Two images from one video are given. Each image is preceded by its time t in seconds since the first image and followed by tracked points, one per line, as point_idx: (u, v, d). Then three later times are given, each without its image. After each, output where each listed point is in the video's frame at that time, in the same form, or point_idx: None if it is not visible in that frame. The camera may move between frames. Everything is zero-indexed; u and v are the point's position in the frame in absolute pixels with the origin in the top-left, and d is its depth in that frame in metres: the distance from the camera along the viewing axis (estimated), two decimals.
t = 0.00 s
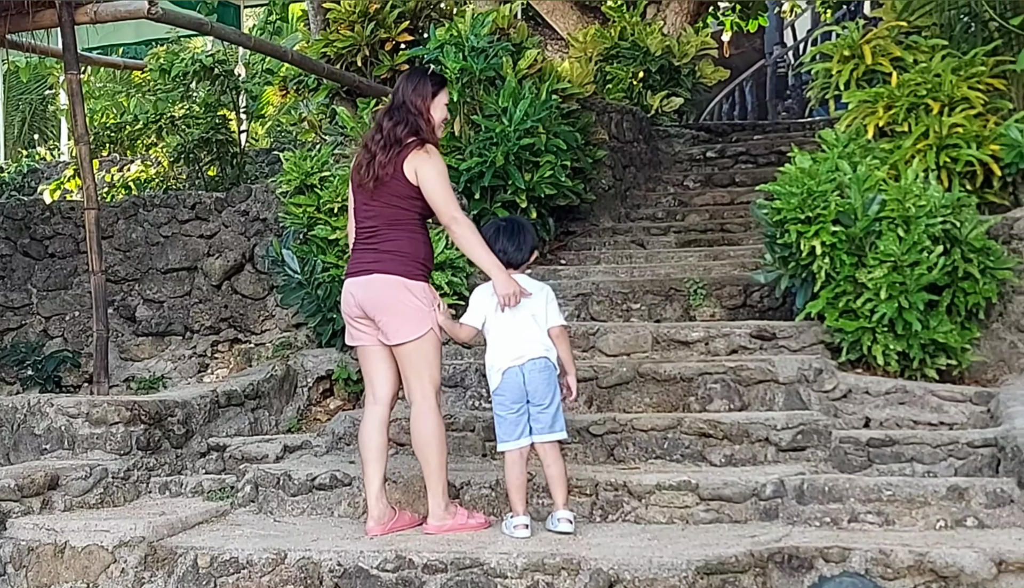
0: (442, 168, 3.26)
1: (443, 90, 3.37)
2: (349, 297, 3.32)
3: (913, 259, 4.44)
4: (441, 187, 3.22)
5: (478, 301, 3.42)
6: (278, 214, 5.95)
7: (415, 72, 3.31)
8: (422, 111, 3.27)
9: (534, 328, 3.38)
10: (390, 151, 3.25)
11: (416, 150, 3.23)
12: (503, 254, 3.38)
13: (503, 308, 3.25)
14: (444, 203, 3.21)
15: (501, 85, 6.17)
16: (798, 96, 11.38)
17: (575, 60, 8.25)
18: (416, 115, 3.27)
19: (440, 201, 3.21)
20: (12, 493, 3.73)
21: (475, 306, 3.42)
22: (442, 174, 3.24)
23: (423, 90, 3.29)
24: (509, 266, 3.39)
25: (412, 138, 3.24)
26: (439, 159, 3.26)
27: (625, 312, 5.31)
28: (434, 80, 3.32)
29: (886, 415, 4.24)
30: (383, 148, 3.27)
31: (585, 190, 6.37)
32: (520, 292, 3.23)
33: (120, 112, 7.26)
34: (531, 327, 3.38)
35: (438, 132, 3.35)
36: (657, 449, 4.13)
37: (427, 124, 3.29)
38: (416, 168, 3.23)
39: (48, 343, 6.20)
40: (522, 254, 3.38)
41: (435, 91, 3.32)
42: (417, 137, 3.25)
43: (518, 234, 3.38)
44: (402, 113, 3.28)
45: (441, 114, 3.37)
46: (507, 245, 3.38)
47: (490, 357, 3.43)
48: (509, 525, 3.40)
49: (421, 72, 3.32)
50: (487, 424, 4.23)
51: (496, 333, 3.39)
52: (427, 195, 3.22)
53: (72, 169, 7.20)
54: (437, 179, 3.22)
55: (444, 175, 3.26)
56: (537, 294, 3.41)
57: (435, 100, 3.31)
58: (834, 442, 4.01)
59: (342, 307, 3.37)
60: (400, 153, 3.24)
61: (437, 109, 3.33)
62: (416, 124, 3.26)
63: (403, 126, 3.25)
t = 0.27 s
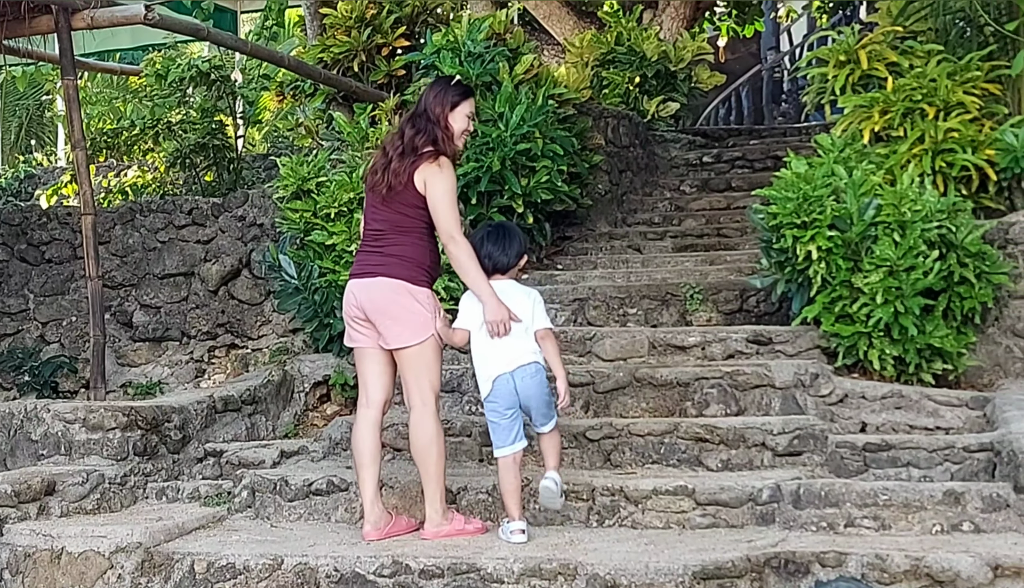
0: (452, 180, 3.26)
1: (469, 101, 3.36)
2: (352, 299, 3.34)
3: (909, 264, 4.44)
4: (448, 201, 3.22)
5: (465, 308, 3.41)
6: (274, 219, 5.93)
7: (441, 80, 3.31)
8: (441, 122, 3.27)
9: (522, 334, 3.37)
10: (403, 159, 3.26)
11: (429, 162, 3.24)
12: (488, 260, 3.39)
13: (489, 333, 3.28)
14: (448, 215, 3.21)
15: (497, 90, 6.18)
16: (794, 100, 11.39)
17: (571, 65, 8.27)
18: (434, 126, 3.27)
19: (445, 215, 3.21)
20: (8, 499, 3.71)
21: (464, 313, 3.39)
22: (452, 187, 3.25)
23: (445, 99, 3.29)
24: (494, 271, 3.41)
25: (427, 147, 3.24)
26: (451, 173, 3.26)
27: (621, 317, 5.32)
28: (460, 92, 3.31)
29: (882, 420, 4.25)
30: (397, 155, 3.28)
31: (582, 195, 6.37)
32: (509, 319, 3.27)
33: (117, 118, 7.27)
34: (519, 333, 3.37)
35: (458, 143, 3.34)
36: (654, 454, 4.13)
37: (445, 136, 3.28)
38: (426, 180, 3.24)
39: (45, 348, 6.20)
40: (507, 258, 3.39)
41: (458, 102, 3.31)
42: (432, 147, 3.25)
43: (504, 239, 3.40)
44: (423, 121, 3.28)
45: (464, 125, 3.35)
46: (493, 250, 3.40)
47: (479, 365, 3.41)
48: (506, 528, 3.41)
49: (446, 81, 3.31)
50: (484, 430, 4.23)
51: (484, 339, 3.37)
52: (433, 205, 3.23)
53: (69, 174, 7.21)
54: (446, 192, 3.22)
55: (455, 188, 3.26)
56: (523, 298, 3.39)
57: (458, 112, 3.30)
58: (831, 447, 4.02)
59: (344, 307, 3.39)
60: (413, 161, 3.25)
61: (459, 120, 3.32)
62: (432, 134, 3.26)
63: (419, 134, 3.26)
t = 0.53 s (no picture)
0: (451, 178, 3.27)
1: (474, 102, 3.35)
2: (350, 297, 3.34)
3: (902, 262, 4.46)
4: (446, 199, 3.22)
5: (461, 307, 3.39)
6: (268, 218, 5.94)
7: (445, 80, 3.32)
8: (443, 122, 3.28)
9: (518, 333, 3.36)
10: (404, 157, 3.27)
11: (428, 159, 3.25)
12: (482, 260, 3.39)
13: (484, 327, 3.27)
14: (446, 214, 3.22)
15: (491, 89, 6.19)
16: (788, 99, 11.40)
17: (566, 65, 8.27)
18: (435, 124, 3.27)
19: (442, 213, 3.22)
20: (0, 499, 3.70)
21: (460, 309, 3.38)
22: (450, 185, 3.24)
23: (449, 99, 3.29)
24: (489, 272, 3.41)
25: (428, 145, 3.26)
26: (450, 172, 3.26)
27: (615, 316, 5.32)
28: (463, 92, 3.31)
29: (875, 419, 4.26)
30: (398, 153, 3.29)
31: (576, 194, 6.38)
32: (503, 314, 3.26)
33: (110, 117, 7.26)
34: (513, 330, 3.35)
35: (459, 144, 3.34)
36: (648, 453, 4.14)
37: (446, 135, 3.29)
38: (425, 177, 3.25)
39: (38, 348, 6.19)
40: (500, 260, 3.39)
41: (462, 103, 3.31)
42: (433, 145, 3.26)
43: (498, 240, 3.40)
44: (424, 119, 3.29)
45: (467, 126, 3.35)
46: (486, 251, 3.40)
47: (474, 361, 3.37)
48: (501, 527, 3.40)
49: (450, 81, 3.32)
50: (478, 429, 4.23)
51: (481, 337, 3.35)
52: (432, 203, 3.23)
53: (62, 174, 7.20)
54: (444, 189, 3.22)
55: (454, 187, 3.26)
56: (523, 298, 3.39)
57: (461, 112, 3.30)
58: (824, 445, 4.02)
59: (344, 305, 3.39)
60: (413, 159, 3.26)
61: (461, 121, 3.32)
62: (433, 133, 3.27)
63: (421, 133, 3.27)
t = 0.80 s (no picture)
0: (448, 175, 3.28)
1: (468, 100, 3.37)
2: (347, 294, 3.34)
3: (895, 259, 4.46)
4: (443, 196, 3.23)
5: (460, 303, 3.39)
6: (260, 216, 5.93)
7: (443, 79, 3.34)
8: (440, 119, 3.29)
9: (517, 332, 3.38)
10: (401, 154, 3.27)
11: (426, 156, 3.25)
12: (478, 259, 3.40)
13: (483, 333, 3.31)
14: (444, 211, 3.22)
15: (484, 87, 6.19)
16: (781, 97, 11.42)
17: (559, 63, 8.27)
18: (432, 122, 3.29)
19: (440, 210, 3.22)
20: None
21: (460, 306, 3.38)
22: (447, 182, 3.25)
23: (447, 98, 3.31)
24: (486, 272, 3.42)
25: (425, 142, 3.26)
26: (448, 169, 3.27)
27: (608, 313, 5.33)
28: (459, 91, 3.34)
29: (868, 416, 4.26)
30: (395, 150, 3.29)
31: (569, 191, 6.38)
32: (503, 316, 3.30)
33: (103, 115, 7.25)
34: (513, 329, 3.37)
35: (455, 142, 3.35)
36: (641, 450, 4.14)
37: (443, 132, 3.30)
38: (422, 174, 3.25)
39: (31, 346, 6.18)
40: (496, 259, 3.40)
41: (458, 101, 3.33)
42: (430, 142, 3.27)
43: (494, 239, 3.40)
44: (421, 116, 3.30)
45: (462, 124, 3.37)
46: (482, 251, 3.41)
47: (472, 360, 3.38)
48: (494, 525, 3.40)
49: (448, 80, 3.34)
50: (471, 426, 4.23)
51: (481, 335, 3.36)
52: (429, 199, 3.23)
53: (54, 172, 7.18)
54: (442, 186, 3.23)
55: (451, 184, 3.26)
56: (521, 298, 3.42)
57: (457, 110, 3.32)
58: (817, 442, 4.03)
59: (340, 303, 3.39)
60: (411, 155, 3.26)
61: (457, 119, 3.34)
62: (430, 130, 3.28)
63: (419, 130, 3.28)
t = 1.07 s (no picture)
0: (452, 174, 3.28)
1: (468, 103, 3.41)
2: (348, 291, 3.32)
3: (888, 257, 4.47)
4: (448, 195, 3.24)
5: (467, 301, 3.43)
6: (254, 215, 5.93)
7: (447, 83, 3.38)
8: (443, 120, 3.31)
9: (520, 333, 3.43)
10: (406, 151, 3.26)
11: (431, 155, 3.25)
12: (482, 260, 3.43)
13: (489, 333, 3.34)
14: (449, 209, 3.23)
15: (478, 85, 6.19)
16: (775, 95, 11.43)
17: (553, 61, 8.27)
18: (436, 122, 3.30)
19: (445, 208, 3.22)
20: None
21: (466, 305, 3.43)
22: (451, 181, 3.26)
23: (450, 101, 3.35)
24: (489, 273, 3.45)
25: (430, 140, 3.27)
26: (451, 169, 3.27)
27: (602, 312, 5.33)
28: (459, 95, 3.39)
29: (862, 413, 4.27)
30: (399, 147, 3.28)
31: (563, 190, 6.38)
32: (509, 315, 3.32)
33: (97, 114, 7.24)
34: (517, 331, 3.42)
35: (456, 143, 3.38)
36: (636, 448, 4.15)
37: (446, 133, 3.32)
38: (427, 172, 3.25)
39: (25, 346, 6.17)
40: (499, 261, 3.43)
41: (458, 104, 3.38)
42: (434, 141, 3.27)
43: (497, 241, 3.44)
44: (425, 115, 3.31)
45: (461, 126, 3.40)
46: (486, 252, 3.44)
47: (475, 359, 3.40)
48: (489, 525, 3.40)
49: (452, 84, 3.38)
50: (465, 425, 4.24)
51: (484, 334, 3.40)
52: (434, 197, 3.22)
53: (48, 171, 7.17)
54: (446, 185, 3.24)
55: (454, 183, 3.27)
56: (526, 302, 3.48)
57: (458, 112, 3.36)
58: (811, 439, 4.04)
59: (339, 301, 3.36)
60: (416, 153, 3.25)
61: (457, 121, 3.37)
62: (434, 129, 3.29)
63: (423, 128, 3.28)
